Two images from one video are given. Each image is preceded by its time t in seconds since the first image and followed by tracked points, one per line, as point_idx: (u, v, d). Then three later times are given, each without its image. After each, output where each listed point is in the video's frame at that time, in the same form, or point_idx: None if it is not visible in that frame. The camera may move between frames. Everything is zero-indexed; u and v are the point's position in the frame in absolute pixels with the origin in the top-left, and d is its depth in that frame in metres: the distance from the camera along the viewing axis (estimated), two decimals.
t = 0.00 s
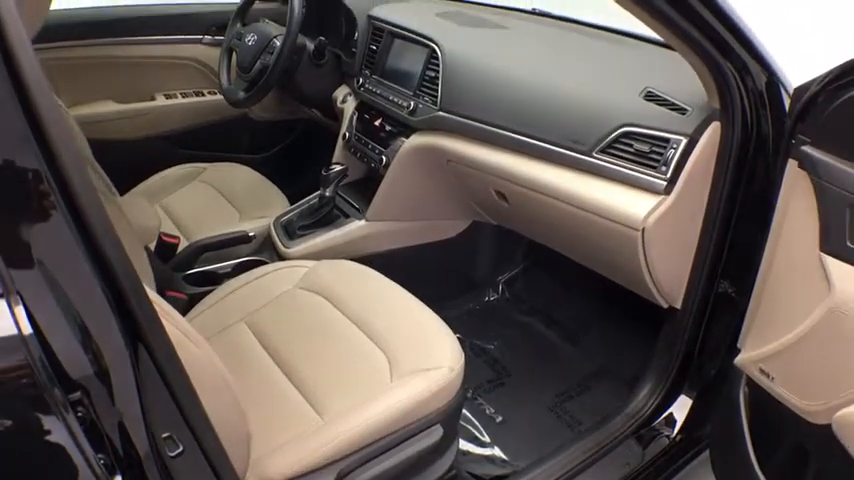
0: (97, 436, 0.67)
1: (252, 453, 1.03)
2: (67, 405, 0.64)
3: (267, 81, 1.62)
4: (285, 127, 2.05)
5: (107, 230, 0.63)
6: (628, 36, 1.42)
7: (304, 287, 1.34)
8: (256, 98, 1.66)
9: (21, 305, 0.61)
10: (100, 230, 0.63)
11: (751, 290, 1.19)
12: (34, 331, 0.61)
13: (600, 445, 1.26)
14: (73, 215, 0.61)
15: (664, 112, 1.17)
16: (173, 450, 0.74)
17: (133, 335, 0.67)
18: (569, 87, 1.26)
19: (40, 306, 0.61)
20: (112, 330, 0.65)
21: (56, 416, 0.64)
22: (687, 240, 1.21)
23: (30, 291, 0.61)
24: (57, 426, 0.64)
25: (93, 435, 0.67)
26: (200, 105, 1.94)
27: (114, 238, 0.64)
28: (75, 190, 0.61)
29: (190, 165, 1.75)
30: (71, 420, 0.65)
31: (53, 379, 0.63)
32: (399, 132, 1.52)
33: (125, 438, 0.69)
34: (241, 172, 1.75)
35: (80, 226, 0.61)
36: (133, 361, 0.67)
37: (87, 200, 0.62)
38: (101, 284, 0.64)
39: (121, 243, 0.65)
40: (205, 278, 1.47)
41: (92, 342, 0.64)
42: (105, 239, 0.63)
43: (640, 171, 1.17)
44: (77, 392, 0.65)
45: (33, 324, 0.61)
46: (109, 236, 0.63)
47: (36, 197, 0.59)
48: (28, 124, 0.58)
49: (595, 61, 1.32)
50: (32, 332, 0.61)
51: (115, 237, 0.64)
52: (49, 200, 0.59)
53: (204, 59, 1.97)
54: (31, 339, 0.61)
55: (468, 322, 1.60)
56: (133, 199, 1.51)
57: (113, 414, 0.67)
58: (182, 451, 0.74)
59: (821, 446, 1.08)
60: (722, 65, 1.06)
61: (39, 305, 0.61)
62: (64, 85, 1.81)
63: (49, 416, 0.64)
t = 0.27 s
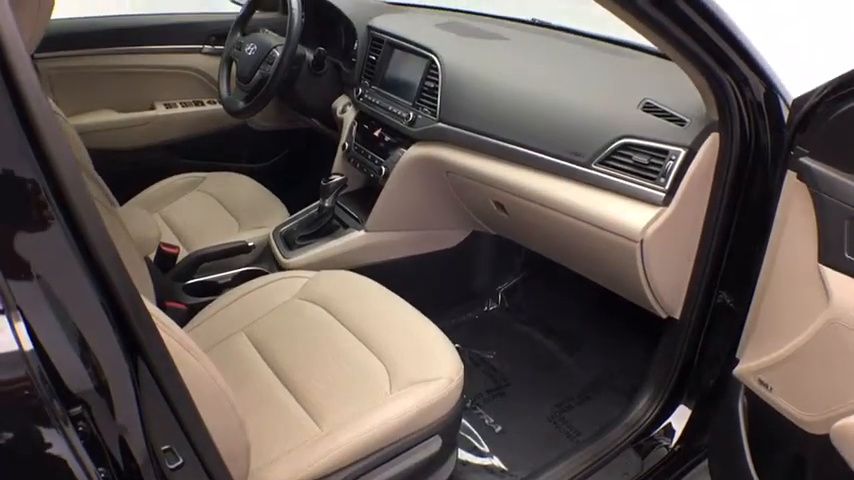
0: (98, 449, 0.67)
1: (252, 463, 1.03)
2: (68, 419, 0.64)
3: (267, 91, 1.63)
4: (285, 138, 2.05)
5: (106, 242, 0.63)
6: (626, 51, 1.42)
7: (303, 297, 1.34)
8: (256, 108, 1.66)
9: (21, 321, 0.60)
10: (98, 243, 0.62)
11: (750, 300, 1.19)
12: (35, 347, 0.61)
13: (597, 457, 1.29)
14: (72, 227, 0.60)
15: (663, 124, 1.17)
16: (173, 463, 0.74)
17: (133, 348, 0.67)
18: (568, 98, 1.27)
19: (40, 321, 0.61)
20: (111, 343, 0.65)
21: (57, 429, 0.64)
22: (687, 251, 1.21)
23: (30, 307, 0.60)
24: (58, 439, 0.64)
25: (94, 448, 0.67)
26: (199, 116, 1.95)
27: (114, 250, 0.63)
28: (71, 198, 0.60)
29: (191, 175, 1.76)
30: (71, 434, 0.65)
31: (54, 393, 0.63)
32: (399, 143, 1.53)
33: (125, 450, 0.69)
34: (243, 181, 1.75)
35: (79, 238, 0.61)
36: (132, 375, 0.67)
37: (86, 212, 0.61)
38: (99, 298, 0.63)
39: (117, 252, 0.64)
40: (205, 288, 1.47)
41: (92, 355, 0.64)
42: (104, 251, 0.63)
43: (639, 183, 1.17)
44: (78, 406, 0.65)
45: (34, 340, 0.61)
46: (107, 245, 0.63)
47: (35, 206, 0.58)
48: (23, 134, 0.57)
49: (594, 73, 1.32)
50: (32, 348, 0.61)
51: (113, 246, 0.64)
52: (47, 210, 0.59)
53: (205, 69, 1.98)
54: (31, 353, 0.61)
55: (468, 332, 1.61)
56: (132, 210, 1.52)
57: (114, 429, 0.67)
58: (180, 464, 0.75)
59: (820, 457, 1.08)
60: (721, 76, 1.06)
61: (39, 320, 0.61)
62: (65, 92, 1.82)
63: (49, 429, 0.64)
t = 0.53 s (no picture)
0: (98, 464, 0.66)
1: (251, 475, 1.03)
2: (68, 434, 0.64)
3: (267, 101, 1.63)
4: (286, 147, 2.05)
5: (103, 255, 0.63)
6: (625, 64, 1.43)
7: (302, 308, 1.35)
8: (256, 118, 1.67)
9: (21, 338, 0.60)
10: (95, 256, 0.62)
11: (748, 311, 1.19)
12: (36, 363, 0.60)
13: (598, 465, 1.29)
14: (69, 238, 0.60)
15: (661, 135, 1.17)
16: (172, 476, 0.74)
17: (131, 363, 0.67)
18: (566, 110, 1.27)
19: (40, 337, 0.60)
20: (111, 357, 0.65)
21: (57, 444, 0.63)
22: (686, 263, 1.21)
23: (30, 321, 0.60)
24: (59, 453, 0.64)
25: (94, 463, 0.66)
26: (199, 125, 1.96)
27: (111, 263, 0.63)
28: (69, 210, 0.59)
29: (190, 184, 1.76)
30: (71, 448, 0.64)
31: (54, 408, 0.62)
32: (397, 154, 1.53)
33: (125, 464, 0.69)
34: (242, 192, 1.76)
35: (76, 250, 0.60)
36: (131, 389, 0.67)
37: (83, 224, 0.60)
38: (96, 311, 0.63)
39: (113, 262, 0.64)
40: (205, 298, 1.48)
41: (91, 369, 0.64)
42: (101, 264, 0.62)
43: (637, 195, 1.17)
44: (78, 421, 0.64)
45: (34, 356, 0.60)
46: (105, 258, 0.63)
47: (33, 216, 0.57)
48: (21, 148, 0.56)
49: (593, 86, 1.32)
50: (32, 364, 0.60)
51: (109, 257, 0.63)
52: (45, 220, 0.58)
53: (204, 78, 1.99)
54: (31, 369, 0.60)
55: (468, 342, 1.62)
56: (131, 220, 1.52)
57: (114, 443, 0.67)
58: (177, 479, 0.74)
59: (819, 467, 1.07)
60: (719, 87, 1.06)
61: (39, 336, 0.60)
62: (65, 101, 1.83)
63: (49, 443, 0.63)
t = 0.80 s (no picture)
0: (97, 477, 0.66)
1: None
2: (67, 448, 0.64)
3: (267, 110, 1.63)
4: (286, 156, 2.05)
5: (105, 276, 0.61)
6: (627, 75, 1.43)
7: (300, 318, 1.35)
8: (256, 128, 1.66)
9: (21, 354, 0.59)
10: (95, 274, 0.60)
11: (746, 321, 1.19)
12: (36, 380, 0.60)
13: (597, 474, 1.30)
14: (67, 252, 0.58)
15: (660, 145, 1.17)
16: None
17: (130, 378, 0.66)
18: (565, 120, 1.28)
19: (41, 353, 0.60)
20: (111, 372, 0.64)
21: (56, 456, 0.63)
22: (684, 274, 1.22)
23: (30, 338, 0.59)
24: (58, 465, 0.64)
25: (93, 476, 0.66)
26: (198, 134, 1.96)
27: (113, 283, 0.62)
28: (68, 225, 0.57)
29: (188, 193, 1.76)
30: (70, 460, 0.64)
31: (53, 423, 0.62)
32: (395, 164, 1.53)
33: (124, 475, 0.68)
34: (241, 200, 1.76)
35: (74, 263, 0.58)
36: (131, 403, 0.66)
37: (82, 240, 0.59)
38: (97, 329, 0.62)
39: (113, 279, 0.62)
40: (204, 308, 1.48)
41: (90, 384, 0.63)
42: (102, 284, 0.61)
43: (636, 205, 1.17)
44: (79, 436, 0.64)
45: (33, 373, 0.60)
46: (105, 276, 0.61)
47: (31, 226, 0.56)
48: (16, 156, 0.54)
49: (593, 97, 1.33)
50: (32, 380, 0.60)
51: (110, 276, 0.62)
52: (42, 231, 0.56)
53: (204, 87, 1.99)
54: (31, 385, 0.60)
55: (466, 351, 1.62)
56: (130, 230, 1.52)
57: (115, 456, 0.66)
58: None
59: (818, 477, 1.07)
60: (717, 99, 1.06)
61: (39, 351, 0.60)
62: (65, 108, 1.84)
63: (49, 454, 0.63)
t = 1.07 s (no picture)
0: None
1: None
2: (67, 461, 0.63)
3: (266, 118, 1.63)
4: (285, 164, 2.06)
5: (105, 292, 0.61)
6: (626, 84, 1.43)
7: (299, 328, 1.35)
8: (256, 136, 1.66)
9: (21, 370, 0.59)
10: (92, 286, 0.59)
11: (746, 331, 1.18)
12: (36, 395, 0.60)
13: None
14: (65, 264, 0.57)
15: (659, 155, 1.18)
16: None
17: (130, 391, 0.65)
18: (564, 130, 1.28)
19: (41, 368, 0.59)
20: (110, 383, 0.63)
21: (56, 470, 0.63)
22: (683, 284, 1.22)
23: (31, 353, 0.59)
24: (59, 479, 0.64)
25: None
26: (198, 142, 1.96)
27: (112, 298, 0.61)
28: (66, 238, 0.57)
29: (187, 202, 1.77)
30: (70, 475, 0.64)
31: (53, 437, 0.62)
32: (395, 173, 1.53)
33: None
34: (240, 209, 1.76)
35: (70, 272, 0.58)
36: (131, 416, 0.65)
37: (81, 252, 0.58)
38: (96, 341, 0.61)
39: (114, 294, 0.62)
40: (203, 317, 1.48)
41: (90, 398, 0.62)
42: (102, 300, 0.60)
43: (635, 215, 1.17)
44: (79, 451, 0.64)
45: (34, 388, 0.60)
46: (106, 293, 0.61)
47: (30, 234, 0.55)
48: (14, 167, 0.53)
49: (592, 107, 1.33)
50: (32, 396, 0.60)
51: (110, 291, 0.62)
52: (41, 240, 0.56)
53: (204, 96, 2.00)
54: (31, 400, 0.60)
55: (465, 360, 1.63)
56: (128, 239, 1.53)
57: (115, 470, 0.66)
58: None
59: None
60: (717, 109, 1.05)
61: (39, 366, 0.59)
62: (64, 115, 1.84)
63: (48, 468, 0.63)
